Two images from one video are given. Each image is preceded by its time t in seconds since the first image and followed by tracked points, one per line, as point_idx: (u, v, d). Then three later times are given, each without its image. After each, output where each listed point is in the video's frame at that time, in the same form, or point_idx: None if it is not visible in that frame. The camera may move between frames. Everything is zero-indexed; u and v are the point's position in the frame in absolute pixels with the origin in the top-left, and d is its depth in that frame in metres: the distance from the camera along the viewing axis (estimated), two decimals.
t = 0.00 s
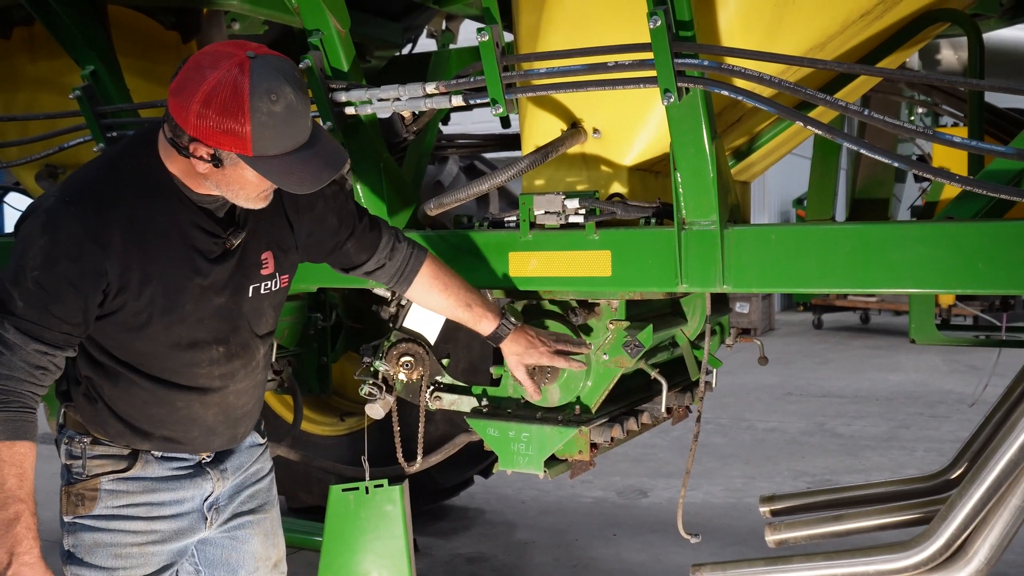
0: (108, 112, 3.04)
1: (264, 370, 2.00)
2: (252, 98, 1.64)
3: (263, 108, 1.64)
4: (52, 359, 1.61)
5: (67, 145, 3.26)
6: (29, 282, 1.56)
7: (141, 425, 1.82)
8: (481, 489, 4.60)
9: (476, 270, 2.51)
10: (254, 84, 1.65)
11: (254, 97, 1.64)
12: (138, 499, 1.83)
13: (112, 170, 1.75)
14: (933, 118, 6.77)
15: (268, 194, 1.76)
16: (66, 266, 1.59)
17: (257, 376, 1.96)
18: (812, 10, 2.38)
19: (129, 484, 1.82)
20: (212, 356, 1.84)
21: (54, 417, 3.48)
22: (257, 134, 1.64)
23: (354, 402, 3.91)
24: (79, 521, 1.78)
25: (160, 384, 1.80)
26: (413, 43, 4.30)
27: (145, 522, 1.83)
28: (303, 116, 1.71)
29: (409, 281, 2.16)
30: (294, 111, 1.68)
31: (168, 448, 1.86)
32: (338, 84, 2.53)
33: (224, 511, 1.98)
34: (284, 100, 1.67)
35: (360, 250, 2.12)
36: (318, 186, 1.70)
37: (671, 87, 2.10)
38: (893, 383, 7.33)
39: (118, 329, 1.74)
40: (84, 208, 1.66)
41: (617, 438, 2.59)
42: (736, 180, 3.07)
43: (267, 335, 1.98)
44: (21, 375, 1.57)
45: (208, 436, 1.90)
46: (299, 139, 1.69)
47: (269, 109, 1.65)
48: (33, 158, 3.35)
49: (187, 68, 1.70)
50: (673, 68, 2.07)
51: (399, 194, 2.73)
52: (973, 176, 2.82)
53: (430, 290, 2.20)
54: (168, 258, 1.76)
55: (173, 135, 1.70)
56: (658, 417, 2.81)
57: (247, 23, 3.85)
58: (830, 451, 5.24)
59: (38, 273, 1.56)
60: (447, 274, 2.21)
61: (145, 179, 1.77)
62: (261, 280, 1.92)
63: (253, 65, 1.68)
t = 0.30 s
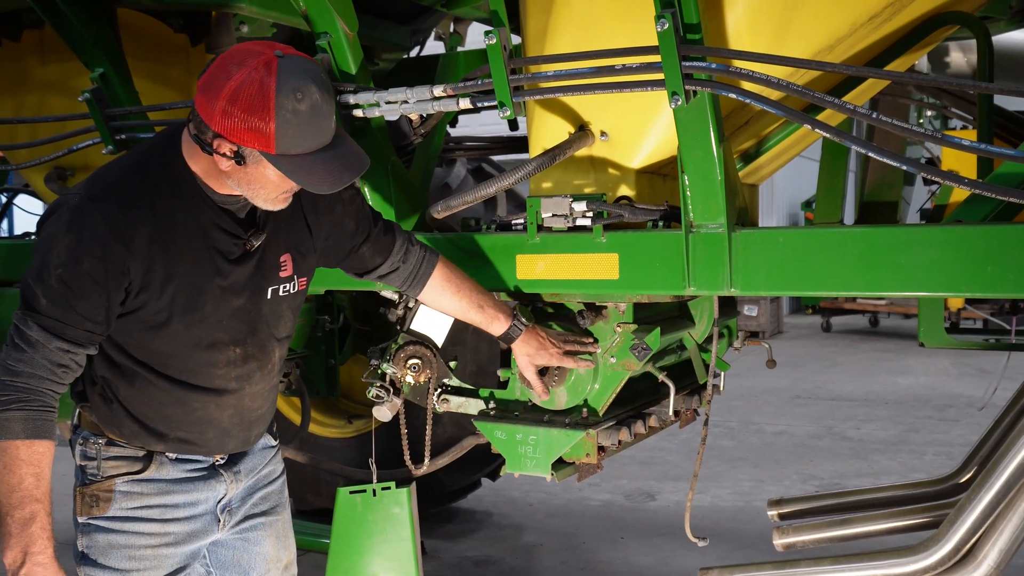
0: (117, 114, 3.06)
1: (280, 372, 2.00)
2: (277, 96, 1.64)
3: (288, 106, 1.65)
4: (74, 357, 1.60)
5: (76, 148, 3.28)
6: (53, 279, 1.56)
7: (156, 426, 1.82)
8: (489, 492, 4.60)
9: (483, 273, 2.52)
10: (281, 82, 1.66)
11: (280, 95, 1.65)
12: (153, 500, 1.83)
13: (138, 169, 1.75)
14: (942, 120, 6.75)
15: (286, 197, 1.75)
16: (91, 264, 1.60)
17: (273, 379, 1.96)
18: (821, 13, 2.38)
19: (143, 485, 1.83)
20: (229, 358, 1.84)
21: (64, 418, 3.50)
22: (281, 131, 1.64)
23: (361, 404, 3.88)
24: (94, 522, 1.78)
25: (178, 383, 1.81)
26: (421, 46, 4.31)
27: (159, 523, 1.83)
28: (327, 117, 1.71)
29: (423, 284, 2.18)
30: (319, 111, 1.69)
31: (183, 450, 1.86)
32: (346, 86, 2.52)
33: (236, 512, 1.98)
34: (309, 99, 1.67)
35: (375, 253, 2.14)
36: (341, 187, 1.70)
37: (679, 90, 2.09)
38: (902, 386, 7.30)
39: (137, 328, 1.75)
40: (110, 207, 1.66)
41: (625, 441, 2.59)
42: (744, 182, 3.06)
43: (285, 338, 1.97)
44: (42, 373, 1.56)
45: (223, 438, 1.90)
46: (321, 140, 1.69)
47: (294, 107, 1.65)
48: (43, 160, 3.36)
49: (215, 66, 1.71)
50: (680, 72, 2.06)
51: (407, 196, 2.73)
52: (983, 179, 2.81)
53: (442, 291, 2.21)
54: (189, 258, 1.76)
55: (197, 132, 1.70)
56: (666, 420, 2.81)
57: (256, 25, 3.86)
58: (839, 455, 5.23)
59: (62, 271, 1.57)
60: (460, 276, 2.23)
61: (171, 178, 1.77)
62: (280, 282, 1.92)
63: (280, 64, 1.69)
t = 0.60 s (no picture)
0: (127, 120, 3.08)
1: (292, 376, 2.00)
2: (288, 100, 1.65)
3: (299, 110, 1.65)
4: (86, 363, 1.61)
5: (87, 154, 3.30)
6: (65, 286, 1.57)
7: (168, 432, 1.83)
8: (498, 496, 4.59)
9: (492, 277, 2.51)
10: (292, 85, 1.66)
11: (291, 99, 1.65)
12: (165, 505, 1.83)
13: (148, 175, 1.77)
14: (952, 123, 6.73)
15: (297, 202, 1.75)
16: (102, 271, 1.61)
17: (285, 384, 1.96)
18: (829, 16, 2.38)
19: (156, 490, 1.83)
20: (241, 362, 1.84)
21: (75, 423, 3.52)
22: (291, 135, 1.65)
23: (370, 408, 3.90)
24: (106, 526, 1.79)
25: (190, 388, 1.81)
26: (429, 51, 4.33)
27: (171, 528, 1.83)
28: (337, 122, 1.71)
29: (430, 287, 2.19)
30: (330, 115, 1.69)
31: (196, 455, 1.86)
32: (354, 91, 2.52)
33: (248, 517, 1.98)
34: (320, 103, 1.68)
35: (384, 257, 2.14)
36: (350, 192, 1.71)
37: (687, 94, 2.09)
38: (913, 390, 7.27)
39: (150, 334, 1.75)
40: (121, 214, 1.67)
41: (634, 445, 2.58)
42: (752, 186, 3.06)
43: (297, 343, 1.98)
44: (56, 379, 1.58)
45: (235, 443, 1.90)
46: (331, 144, 1.70)
47: (305, 111, 1.66)
48: (54, 166, 3.39)
49: (228, 68, 1.72)
50: (688, 76, 2.07)
51: (415, 201, 2.74)
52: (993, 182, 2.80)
53: (451, 295, 2.22)
54: (201, 264, 1.77)
55: (209, 133, 1.71)
56: (675, 424, 2.80)
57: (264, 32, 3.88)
58: (850, 458, 5.20)
59: (74, 277, 1.58)
60: (468, 280, 2.23)
61: (181, 184, 1.79)
62: (291, 286, 1.92)
63: (292, 67, 1.69)
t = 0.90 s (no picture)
0: (131, 123, 3.09)
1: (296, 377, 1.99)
2: (295, 90, 1.65)
3: (306, 101, 1.66)
4: (91, 361, 1.60)
5: (91, 156, 3.31)
6: (70, 283, 1.58)
7: (171, 433, 1.82)
8: (502, 497, 4.59)
9: (496, 279, 2.51)
10: (300, 77, 1.67)
11: (298, 91, 1.66)
12: (170, 507, 1.83)
13: (153, 173, 1.77)
14: (957, 122, 6.72)
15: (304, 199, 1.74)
16: (108, 268, 1.61)
17: (289, 384, 1.96)
18: (833, 16, 2.37)
19: (160, 491, 1.82)
20: (246, 361, 1.84)
21: (79, 424, 3.53)
22: (299, 126, 1.65)
23: (376, 410, 3.89)
24: (111, 529, 1.79)
25: (194, 387, 1.80)
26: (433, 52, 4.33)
27: (176, 530, 1.82)
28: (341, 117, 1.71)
29: (414, 311, 2.16)
30: (336, 108, 1.70)
31: (199, 456, 1.86)
32: (357, 94, 2.52)
33: (253, 519, 1.97)
34: (327, 96, 1.68)
35: (378, 273, 2.11)
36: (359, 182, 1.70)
37: (691, 94, 2.09)
38: (919, 390, 7.25)
39: (154, 332, 1.75)
40: (126, 211, 1.67)
41: (638, 445, 2.59)
42: (756, 187, 3.06)
43: (300, 343, 1.97)
44: (60, 377, 1.57)
45: (239, 444, 1.90)
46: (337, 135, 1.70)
47: (312, 103, 1.66)
48: (58, 168, 3.40)
49: (236, 64, 1.72)
50: (692, 76, 2.07)
51: (421, 204, 2.71)
52: (998, 181, 2.79)
53: (432, 323, 2.20)
54: (206, 261, 1.77)
55: (218, 129, 1.71)
56: (679, 425, 2.80)
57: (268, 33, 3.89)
58: (855, 459, 5.19)
59: (80, 274, 1.58)
60: (451, 309, 2.22)
61: (186, 181, 1.78)
62: (296, 286, 1.92)
63: (299, 60, 1.70)
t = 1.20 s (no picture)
0: (131, 122, 3.09)
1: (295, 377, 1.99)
2: (319, 80, 1.65)
3: (330, 89, 1.65)
4: (95, 339, 1.58)
5: (91, 155, 3.31)
6: (83, 257, 1.57)
7: (171, 428, 1.81)
8: (503, 495, 4.59)
9: (495, 277, 2.50)
10: (324, 65, 1.67)
11: (322, 79, 1.65)
12: (168, 505, 1.82)
13: (173, 161, 1.77)
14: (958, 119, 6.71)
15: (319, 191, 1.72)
16: (120, 246, 1.60)
17: (288, 383, 1.95)
18: (833, 12, 2.37)
19: (158, 490, 1.82)
20: (251, 355, 1.83)
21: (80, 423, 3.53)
22: (321, 112, 1.64)
23: (376, 408, 3.89)
24: (109, 527, 1.76)
25: (194, 377, 1.79)
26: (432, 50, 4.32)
27: (174, 528, 1.82)
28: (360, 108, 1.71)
29: (401, 344, 2.15)
30: (358, 99, 1.69)
31: (197, 452, 1.85)
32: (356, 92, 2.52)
33: (251, 517, 1.97)
34: (350, 85, 1.68)
35: (372, 293, 2.11)
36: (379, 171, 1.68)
37: (690, 91, 2.09)
38: (919, 387, 7.25)
39: (160, 318, 1.73)
40: (144, 194, 1.68)
41: (639, 443, 2.59)
42: (756, 184, 3.06)
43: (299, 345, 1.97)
44: (65, 353, 1.53)
45: (235, 440, 1.89)
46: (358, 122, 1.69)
47: (335, 90, 1.66)
48: (58, 167, 3.39)
49: (261, 55, 1.73)
50: (691, 72, 2.06)
51: (422, 202, 2.69)
52: (999, 177, 2.79)
53: (416, 360, 2.18)
54: (217, 250, 1.76)
55: (240, 117, 1.71)
56: (680, 422, 2.80)
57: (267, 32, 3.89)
58: (856, 456, 5.19)
59: (93, 250, 1.57)
60: (439, 351, 2.21)
61: (204, 172, 1.78)
62: (298, 290, 1.91)
63: (322, 51, 1.70)
